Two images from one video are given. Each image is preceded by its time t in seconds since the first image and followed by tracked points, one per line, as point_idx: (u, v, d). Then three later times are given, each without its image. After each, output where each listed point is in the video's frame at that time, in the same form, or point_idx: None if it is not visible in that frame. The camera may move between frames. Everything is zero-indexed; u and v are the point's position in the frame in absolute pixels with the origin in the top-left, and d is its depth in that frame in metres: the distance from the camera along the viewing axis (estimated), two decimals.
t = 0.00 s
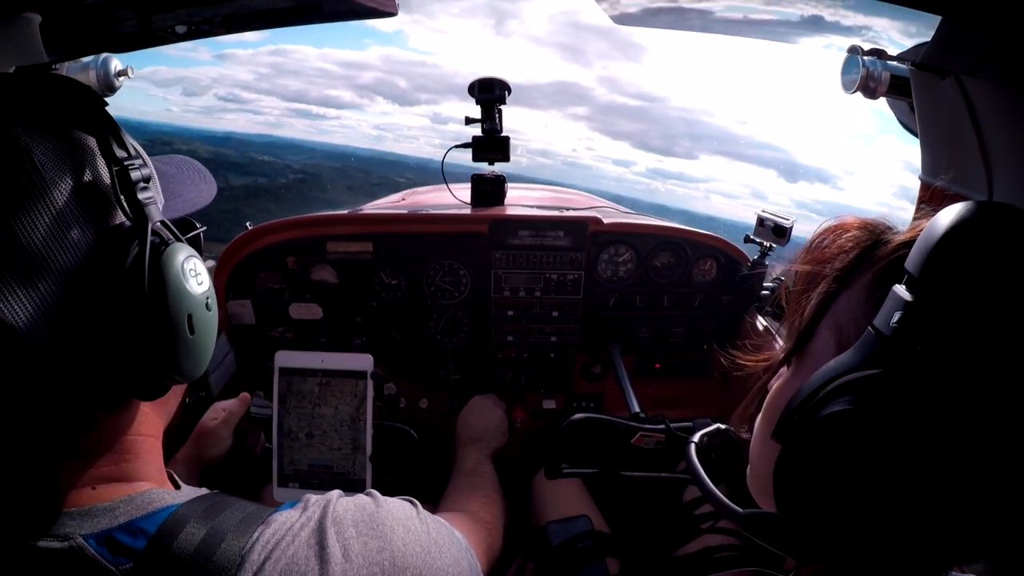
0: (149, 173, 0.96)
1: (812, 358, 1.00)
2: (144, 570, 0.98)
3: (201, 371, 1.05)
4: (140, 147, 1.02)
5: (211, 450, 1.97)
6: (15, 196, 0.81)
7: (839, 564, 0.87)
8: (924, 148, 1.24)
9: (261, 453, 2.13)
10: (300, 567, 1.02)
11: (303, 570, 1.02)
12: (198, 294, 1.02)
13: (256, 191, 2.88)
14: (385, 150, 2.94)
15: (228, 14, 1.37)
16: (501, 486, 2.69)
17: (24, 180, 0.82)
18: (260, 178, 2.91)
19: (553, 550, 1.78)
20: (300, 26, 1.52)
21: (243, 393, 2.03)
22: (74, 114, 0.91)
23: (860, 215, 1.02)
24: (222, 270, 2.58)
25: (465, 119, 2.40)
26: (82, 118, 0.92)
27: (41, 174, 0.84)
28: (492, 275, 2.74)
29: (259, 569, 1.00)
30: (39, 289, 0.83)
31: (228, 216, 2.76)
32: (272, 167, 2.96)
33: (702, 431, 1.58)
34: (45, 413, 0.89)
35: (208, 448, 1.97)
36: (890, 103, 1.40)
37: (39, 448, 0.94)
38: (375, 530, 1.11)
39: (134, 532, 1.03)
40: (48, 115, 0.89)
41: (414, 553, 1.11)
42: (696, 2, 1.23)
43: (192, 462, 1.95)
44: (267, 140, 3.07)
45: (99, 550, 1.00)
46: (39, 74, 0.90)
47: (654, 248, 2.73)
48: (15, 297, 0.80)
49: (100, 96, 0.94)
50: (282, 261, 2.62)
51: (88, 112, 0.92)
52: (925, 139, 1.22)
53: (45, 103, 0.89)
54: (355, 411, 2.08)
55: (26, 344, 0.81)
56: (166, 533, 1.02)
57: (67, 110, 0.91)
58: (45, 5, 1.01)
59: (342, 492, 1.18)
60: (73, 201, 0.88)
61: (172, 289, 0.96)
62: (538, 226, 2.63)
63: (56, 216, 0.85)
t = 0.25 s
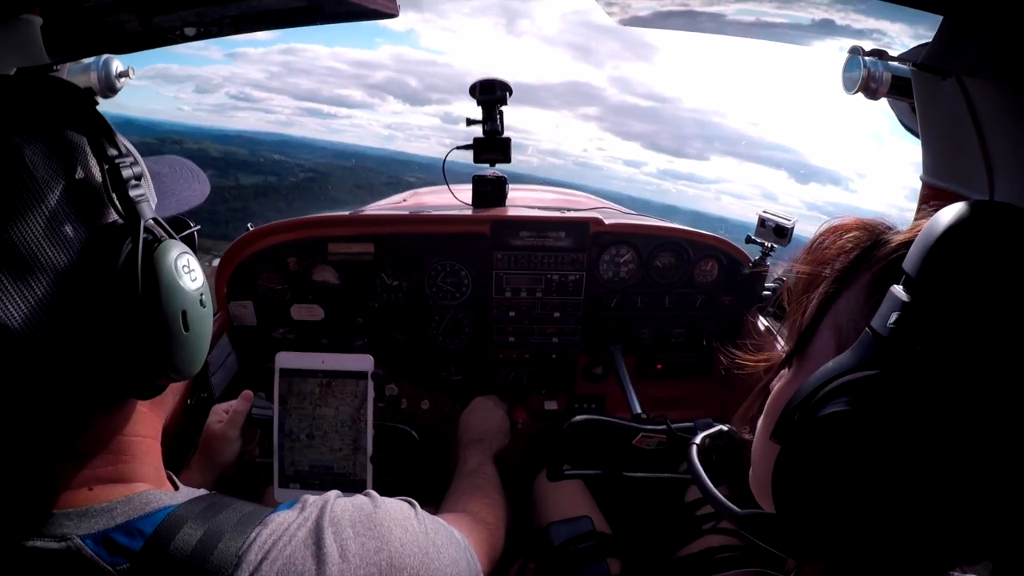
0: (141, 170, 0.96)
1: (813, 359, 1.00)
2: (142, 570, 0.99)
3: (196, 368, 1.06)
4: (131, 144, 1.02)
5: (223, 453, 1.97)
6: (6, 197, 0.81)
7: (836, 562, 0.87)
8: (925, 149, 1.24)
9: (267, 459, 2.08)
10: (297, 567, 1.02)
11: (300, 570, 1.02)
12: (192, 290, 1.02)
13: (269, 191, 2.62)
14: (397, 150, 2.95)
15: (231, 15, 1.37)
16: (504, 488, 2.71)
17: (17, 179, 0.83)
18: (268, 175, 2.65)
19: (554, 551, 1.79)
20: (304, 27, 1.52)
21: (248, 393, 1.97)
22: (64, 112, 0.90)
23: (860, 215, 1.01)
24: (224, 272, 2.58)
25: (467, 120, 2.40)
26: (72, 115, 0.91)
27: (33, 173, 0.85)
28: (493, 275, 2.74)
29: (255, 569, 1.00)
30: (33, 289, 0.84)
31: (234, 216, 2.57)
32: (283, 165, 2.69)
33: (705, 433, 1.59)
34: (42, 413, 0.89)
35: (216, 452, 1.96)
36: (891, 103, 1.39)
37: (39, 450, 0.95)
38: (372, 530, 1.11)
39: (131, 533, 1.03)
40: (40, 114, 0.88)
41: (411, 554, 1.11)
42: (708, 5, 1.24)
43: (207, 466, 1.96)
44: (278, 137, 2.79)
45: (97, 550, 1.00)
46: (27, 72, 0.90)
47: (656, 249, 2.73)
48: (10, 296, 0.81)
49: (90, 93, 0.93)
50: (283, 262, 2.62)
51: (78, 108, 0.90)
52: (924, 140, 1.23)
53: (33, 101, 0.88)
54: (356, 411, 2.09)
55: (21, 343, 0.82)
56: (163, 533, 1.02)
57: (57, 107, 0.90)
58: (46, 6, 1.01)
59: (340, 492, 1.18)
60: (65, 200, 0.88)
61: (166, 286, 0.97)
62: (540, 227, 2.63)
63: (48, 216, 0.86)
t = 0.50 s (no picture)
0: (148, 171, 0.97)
1: (819, 358, 1.01)
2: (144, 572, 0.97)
3: (201, 370, 1.06)
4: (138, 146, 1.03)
5: (226, 446, 1.98)
6: (13, 196, 0.82)
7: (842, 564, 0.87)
8: (928, 150, 1.24)
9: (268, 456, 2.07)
10: (299, 569, 1.02)
11: (302, 571, 1.02)
12: (198, 294, 1.03)
13: (277, 188, 2.71)
14: (406, 148, 3.00)
15: (235, 16, 1.38)
16: (506, 490, 2.71)
17: (24, 179, 0.83)
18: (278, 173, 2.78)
19: (557, 551, 1.79)
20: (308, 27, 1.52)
21: (254, 386, 2.04)
22: (72, 113, 0.92)
23: (868, 215, 1.01)
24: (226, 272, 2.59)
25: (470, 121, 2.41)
26: (80, 117, 0.92)
27: (40, 173, 0.85)
28: (496, 276, 2.75)
29: (257, 570, 1.00)
30: (37, 289, 0.84)
31: (245, 212, 2.62)
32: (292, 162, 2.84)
33: (710, 432, 1.59)
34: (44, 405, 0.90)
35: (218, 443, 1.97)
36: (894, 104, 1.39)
37: (39, 446, 0.94)
38: (374, 531, 1.12)
39: (133, 534, 1.01)
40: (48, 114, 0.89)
41: (413, 555, 1.12)
42: (719, 7, 1.19)
43: (209, 460, 1.96)
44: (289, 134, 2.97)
45: (98, 551, 0.99)
46: (36, 74, 0.91)
47: (658, 250, 2.73)
48: (16, 296, 0.81)
49: (98, 95, 0.95)
50: (286, 262, 2.63)
51: (87, 110, 0.93)
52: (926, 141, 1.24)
53: (42, 102, 0.89)
54: (364, 415, 2.09)
55: (26, 342, 0.82)
56: (164, 535, 1.00)
57: (65, 109, 0.91)
58: (51, 7, 1.02)
59: (342, 493, 1.19)
60: (72, 200, 0.89)
61: (172, 287, 0.97)
62: (542, 227, 2.64)
63: (55, 215, 0.86)
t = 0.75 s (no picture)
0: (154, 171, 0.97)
1: (832, 356, 1.02)
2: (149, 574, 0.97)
3: (207, 368, 1.06)
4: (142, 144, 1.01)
5: (228, 444, 1.99)
6: (22, 196, 0.81)
7: (852, 562, 0.89)
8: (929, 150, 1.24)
9: (270, 456, 2.06)
10: (304, 569, 1.02)
11: (307, 572, 1.02)
12: (205, 292, 1.03)
13: (284, 186, 2.79)
14: (408, 148, 3.01)
15: (236, 16, 1.38)
16: (510, 489, 2.71)
17: (31, 181, 0.82)
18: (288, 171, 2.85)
19: (560, 552, 1.79)
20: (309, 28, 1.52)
21: (258, 385, 2.02)
22: (78, 113, 0.91)
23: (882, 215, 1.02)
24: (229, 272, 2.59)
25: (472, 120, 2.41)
26: (86, 117, 0.92)
27: (48, 175, 0.84)
28: (498, 275, 2.75)
29: (263, 571, 0.99)
30: (47, 290, 0.84)
31: (252, 210, 2.64)
32: (303, 162, 2.96)
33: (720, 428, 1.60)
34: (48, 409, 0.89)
35: (221, 441, 1.98)
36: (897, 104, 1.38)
37: (40, 449, 0.94)
38: (378, 532, 1.12)
39: (137, 536, 1.02)
40: (53, 114, 0.88)
41: (417, 555, 1.13)
42: (730, 9, 1.21)
43: (210, 457, 1.96)
44: (299, 133, 3.11)
45: (104, 553, 0.99)
46: (41, 73, 0.90)
47: (661, 249, 2.73)
48: (25, 300, 0.82)
49: (103, 94, 0.94)
50: (289, 262, 2.63)
51: (93, 111, 0.92)
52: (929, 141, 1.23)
53: (48, 100, 0.88)
54: (368, 418, 2.10)
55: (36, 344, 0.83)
56: (169, 538, 1.01)
57: (71, 108, 0.91)
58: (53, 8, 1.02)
59: (346, 494, 1.19)
60: (80, 200, 0.88)
61: (179, 286, 0.97)
62: (545, 227, 2.64)
63: (64, 216, 0.86)
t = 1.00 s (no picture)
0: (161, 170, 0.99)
1: (839, 354, 1.02)
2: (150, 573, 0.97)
3: (213, 359, 1.08)
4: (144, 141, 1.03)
5: (229, 446, 1.99)
6: (36, 183, 0.80)
7: (854, 560, 0.90)
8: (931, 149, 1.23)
9: (272, 456, 2.07)
10: (307, 570, 1.02)
11: (310, 573, 1.02)
12: (210, 284, 1.05)
13: (290, 184, 2.83)
14: (411, 147, 3.01)
15: (237, 16, 1.39)
16: (511, 488, 2.71)
17: (46, 173, 0.82)
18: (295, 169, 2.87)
19: (562, 551, 1.79)
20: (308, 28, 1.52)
21: (260, 385, 2.04)
22: (88, 108, 0.91)
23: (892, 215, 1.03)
24: (231, 272, 2.60)
25: (475, 120, 2.42)
26: (95, 112, 0.92)
27: (61, 167, 0.84)
28: (501, 275, 2.74)
29: (266, 572, 1.00)
30: (54, 278, 0.83)
31: (258, 210, 2.66)
32: (309, 160, 2.99)
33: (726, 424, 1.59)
34: (54, 399, 0.90)
35: (222, 443, 1.98)
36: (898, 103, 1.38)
37: (39, 439, 0.95)
38: (381, 533, 1.12)
39: (139, 537, 1.01)
40: (66, 108, 0.88)
41: (420, 556, 1.13)
42: (735, 8, 1.20)
43: (211, 459, 1.97)
44: (306, 132, 3.14)
45: (106, 555, 0.99)
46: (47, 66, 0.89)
47: (663, 249, 2.73)
48: (37, 290, 0.81)
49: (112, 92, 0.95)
50: (291, 262, 2.63)
51: (97, 106, 0.91)
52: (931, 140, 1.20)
53: (59, 92, 0.88)
54: (370, 417, 2.10)
55: (44, 333, 0.83)
56: (170, 540, 1.00)
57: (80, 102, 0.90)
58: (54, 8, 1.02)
59: (348, 495, 1.19)
60: (90, 192, 0.89)
61: (184, 279, 0.98)
62: (547, 227, 2.64)
63: (74, 206, 0.86)
